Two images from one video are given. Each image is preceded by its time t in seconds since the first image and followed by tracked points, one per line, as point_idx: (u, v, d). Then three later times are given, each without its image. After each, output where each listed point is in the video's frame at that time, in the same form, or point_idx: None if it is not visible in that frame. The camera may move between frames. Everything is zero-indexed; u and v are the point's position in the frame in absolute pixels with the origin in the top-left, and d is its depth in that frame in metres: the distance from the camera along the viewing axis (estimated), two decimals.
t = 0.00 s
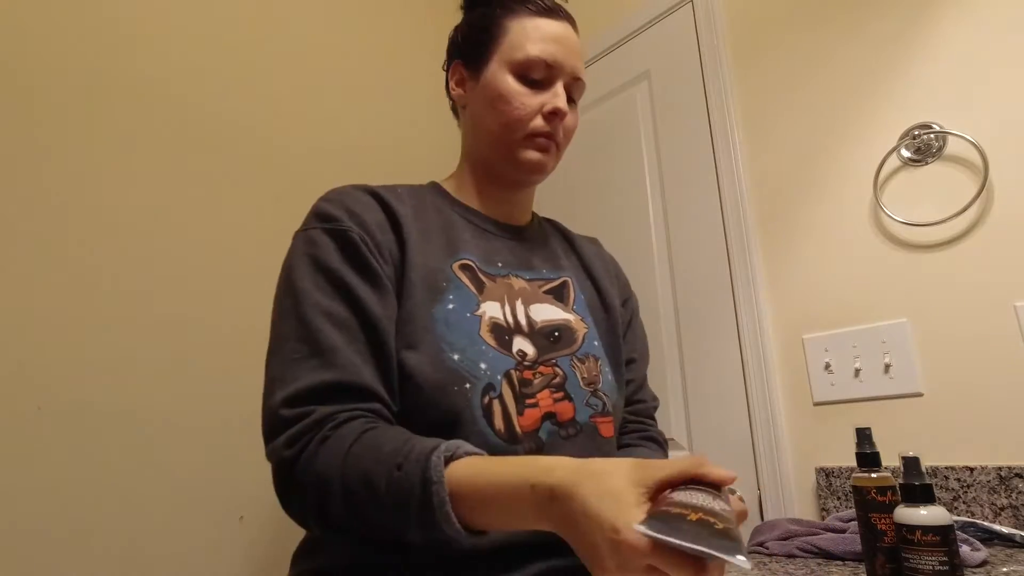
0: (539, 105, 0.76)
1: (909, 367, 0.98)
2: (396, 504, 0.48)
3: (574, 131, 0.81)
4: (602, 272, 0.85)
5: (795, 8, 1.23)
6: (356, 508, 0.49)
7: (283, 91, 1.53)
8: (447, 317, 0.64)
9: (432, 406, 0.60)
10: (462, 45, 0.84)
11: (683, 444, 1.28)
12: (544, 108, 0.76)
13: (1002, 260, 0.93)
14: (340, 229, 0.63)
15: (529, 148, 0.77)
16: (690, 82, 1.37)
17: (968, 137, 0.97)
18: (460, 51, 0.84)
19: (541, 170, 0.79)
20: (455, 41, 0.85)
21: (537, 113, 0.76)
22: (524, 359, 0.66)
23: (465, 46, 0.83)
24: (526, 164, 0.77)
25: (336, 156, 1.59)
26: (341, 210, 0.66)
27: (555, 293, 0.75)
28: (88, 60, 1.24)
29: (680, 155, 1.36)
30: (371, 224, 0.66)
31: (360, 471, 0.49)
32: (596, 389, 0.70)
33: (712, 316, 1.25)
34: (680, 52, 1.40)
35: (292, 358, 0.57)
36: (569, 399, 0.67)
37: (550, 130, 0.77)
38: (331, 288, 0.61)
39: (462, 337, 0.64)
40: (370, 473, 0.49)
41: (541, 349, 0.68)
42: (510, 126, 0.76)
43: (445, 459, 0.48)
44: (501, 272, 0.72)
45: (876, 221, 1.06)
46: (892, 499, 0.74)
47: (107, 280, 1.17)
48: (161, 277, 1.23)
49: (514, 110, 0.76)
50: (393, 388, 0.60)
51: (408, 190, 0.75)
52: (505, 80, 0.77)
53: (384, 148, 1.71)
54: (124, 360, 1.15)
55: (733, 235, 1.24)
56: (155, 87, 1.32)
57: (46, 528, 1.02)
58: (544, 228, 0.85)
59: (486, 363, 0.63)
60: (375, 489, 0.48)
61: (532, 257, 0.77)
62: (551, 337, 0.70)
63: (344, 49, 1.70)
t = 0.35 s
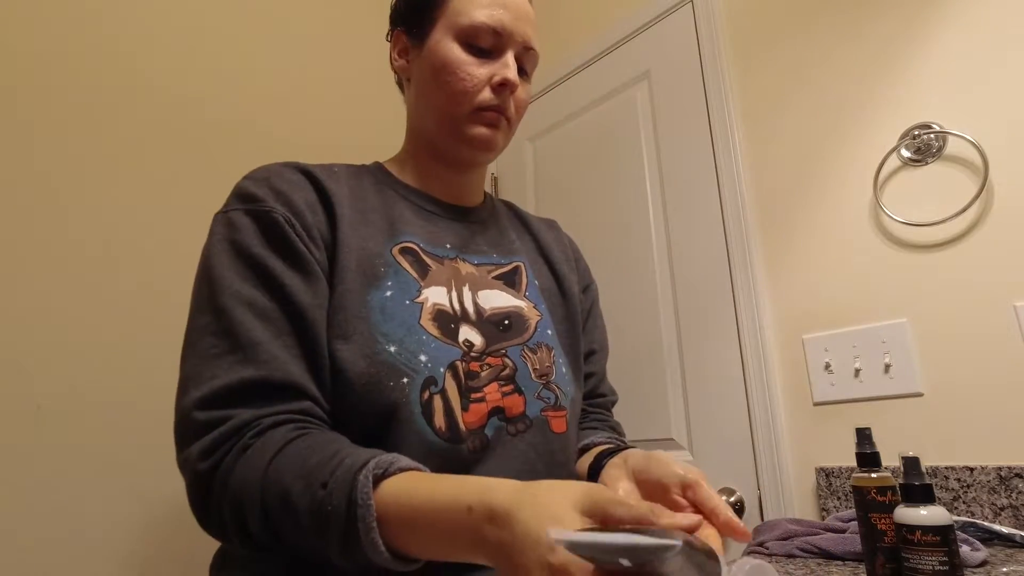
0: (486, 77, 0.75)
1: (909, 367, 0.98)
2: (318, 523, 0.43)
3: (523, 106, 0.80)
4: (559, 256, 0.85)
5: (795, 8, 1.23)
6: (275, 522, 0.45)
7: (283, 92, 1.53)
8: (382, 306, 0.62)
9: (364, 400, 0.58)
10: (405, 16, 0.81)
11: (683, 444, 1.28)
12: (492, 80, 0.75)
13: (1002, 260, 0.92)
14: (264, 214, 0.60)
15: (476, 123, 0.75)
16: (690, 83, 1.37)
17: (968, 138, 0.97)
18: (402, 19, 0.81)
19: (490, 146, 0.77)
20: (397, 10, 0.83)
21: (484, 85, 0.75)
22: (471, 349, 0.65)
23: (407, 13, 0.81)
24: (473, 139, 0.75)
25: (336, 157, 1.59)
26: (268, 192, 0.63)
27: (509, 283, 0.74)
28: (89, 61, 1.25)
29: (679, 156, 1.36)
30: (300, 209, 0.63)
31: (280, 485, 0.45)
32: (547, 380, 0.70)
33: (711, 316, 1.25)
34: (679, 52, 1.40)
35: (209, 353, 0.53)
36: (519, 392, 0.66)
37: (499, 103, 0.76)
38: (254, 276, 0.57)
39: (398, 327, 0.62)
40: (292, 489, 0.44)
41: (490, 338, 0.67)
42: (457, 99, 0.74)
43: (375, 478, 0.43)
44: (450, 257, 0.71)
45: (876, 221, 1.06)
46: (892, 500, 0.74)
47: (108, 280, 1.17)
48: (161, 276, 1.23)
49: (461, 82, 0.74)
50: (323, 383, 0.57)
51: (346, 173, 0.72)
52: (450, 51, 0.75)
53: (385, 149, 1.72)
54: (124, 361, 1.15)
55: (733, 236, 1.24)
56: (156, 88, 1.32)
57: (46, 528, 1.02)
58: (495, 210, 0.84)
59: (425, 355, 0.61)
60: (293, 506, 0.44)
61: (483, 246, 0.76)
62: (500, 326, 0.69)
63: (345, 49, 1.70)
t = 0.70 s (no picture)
0: (509, 83, 0.75)
1: (909, 367, 0.98)
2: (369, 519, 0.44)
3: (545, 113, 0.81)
4: (573, 263, 0.85)
5: (794, 8, 1.23)
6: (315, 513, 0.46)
7: (283, 91, 1.53)
8: (404, 305, 0.62)
9: (383, 398, 0.58)
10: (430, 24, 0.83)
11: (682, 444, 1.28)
12: (516, 86, 0.75)
13: (1003, 260, 0.92)
14: (300, 202, 0.60)
15: (497, 127, 0.75)
16: (690, 83, 1.37)
17: (968, 137, 0.97)
18: (427, 26, 0.83)
19: (512, 151, 0.77)
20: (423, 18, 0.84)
21: (507, 90, 0.75)
22: (480, 355, 0.65)
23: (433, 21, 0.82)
24: (495, 144, 0.76)
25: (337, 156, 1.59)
26: (301, 178, 0.63)
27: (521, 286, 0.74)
28: (89, 61, 1.25)
29: (680, 156, 1.36)
30: (333, 200, 0.63)
31: (332, 484, 0.45)
32: (554, 389, 0.70)
33: (712, 316, 1.25)
34: (679, 52, 1.40)
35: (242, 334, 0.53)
36: (524, 399, 0.66)
37: (522, 109, 0.76)
38: (287, 263, 0.57)
39: (419, 328, 0.61)
40: (346, 485, 0.45)
41: (500, 343, 0.67)
42: (481, 103, 0.75)
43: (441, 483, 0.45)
44: (465, 260, 0.71)
45: (876, 221, 1.06)
46: (892, 500, 0.74)
47: (107, 280, 1.17)
48: (161, 276, 1.23)
49: (486, 88, 0.75)
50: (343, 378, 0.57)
51: (373, 168, 0.72)
52: (474, 57, 0.76)
53: (385, 149, 1.72)
54: (123, 361, 1.15)
55: (733, 236, 1.23)
56: (156, 87, 1.32)
57: (47, 527, 1.02)
58: (511, 212, 0.84)
59: (445, 358, 0.61)
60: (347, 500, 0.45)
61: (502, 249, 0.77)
62: (512, 332, 0.69)
63: (345, 49, 1.70)
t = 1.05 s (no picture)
0: (601, 106, 0.72)
1: (909, 367, 0.98)
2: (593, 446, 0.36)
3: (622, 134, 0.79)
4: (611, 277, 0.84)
5: (795, 7, 1.22)
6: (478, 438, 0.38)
7: (284, 91, 1.53)
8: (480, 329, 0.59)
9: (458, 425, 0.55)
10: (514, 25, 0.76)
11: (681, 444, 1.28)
12: (608, 110, 0.72)
13: (1002, 260, 0.93)
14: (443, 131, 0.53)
15: (584, 150, 0.73)
16: (690, 82, 1.37)
17: (968, 137, 0.97)
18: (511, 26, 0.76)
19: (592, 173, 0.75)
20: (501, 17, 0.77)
21: (599, 114, 0.72)
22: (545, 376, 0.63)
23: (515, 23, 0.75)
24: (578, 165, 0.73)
25: (337, 157, 1.59)
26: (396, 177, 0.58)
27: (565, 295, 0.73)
28: (89, 60, 1.24)
29: (680, 155, 1.36)
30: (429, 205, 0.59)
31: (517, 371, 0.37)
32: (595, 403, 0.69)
33: (712, 316, 1.25)
34: (680, 52, 1.40)
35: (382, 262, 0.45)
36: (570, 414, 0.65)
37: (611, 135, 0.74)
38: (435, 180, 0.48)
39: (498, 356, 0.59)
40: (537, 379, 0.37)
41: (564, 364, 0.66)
42: (573, 124, 0.71)
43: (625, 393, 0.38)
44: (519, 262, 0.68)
45: (876, 221, 1.06)
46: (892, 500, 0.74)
47: (107, 280, 1.17)
48: (161, 276, 1.23)
49: (579, 108, 0.71)
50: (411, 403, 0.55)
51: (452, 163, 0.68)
52: (569, 72, 0.71)
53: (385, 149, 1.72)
54: (124, 361, 1.15)
55: (733, 236, 1.24)
56: (156, 87, 1.32)
57: (47, 528, 1.02)
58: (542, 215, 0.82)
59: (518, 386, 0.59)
60: (541, 406, 0.37)
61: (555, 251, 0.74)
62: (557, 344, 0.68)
63: (345, 49, 1.69)
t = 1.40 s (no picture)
0: (546, 53, 0.69)
1: (909, 367, 0.98)
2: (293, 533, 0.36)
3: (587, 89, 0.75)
4: (602, 258, 0.83)
5: (795, 7, 1.22)
6: (221, 521, 0.37)
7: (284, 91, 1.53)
8: (417, 313, 0.59)
9: (391, 417, 0.54)
10: None
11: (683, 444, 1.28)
12: (555, 57, 0.69)
13: (1002, 260, 0.92)
14: (302, 169, 0.55)
15: (534, 102, 0.70)
16: (690, 82, 1.36)
17: (968, 137, 0.97)
18: None
19: (549, 133, 0.72)
20: None
21: (545, 61, 0.69)
22: (505, 366, 0.63)
23: None
24: (530, 119, 0.70)
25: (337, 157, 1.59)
26: (315, 154, 0.57)
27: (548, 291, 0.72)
28: (89, 60, 1.24)
29: (680, 155, 1.36)
30: (350, 183, 0.58)
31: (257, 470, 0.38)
32: (582, 404, 0.69)
33: (712, 315, 1.25)
34: (680, 51, 1.40)
35: (204, 315, 0.46)
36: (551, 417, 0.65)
37: (561, 85, 0.70)
38: (279, 237, 0.51)
39: (434, 345, 0.59)
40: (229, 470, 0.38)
41: (526, 353, 0.66)
42: (516, 78, 0.69)
43: (392, 479, 0.39)
44: (492, 258, 0.68)
45: (876, 221, 1.06)
46: (892, 499, 0.74)
47: (107, 281, 1.17)
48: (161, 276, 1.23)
49: (522, 58, 0.69)
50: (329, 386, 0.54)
51: (393, 145, 0.69)
52: (509, 21, 0.70)
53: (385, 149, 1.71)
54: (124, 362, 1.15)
55: (734, 235, 1.24)
56: (156, 87, 1.32)
57: (48, 528, 1.02)
58: (537, 199, 0.81)
59: (458, 378, 0.58)
60: (269, 501, 0.37)
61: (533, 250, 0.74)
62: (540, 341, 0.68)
63: (345, 49, 1.69)
